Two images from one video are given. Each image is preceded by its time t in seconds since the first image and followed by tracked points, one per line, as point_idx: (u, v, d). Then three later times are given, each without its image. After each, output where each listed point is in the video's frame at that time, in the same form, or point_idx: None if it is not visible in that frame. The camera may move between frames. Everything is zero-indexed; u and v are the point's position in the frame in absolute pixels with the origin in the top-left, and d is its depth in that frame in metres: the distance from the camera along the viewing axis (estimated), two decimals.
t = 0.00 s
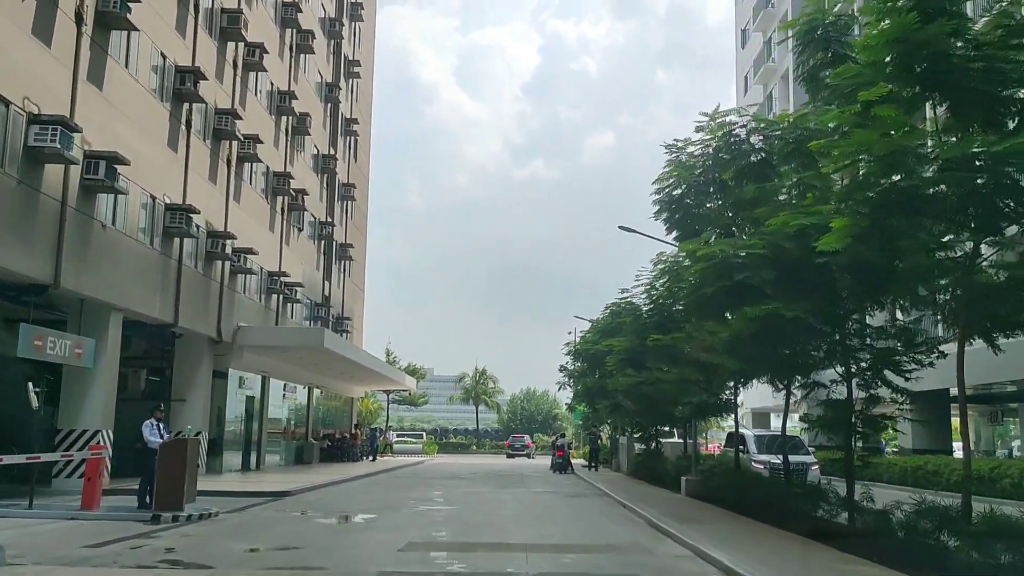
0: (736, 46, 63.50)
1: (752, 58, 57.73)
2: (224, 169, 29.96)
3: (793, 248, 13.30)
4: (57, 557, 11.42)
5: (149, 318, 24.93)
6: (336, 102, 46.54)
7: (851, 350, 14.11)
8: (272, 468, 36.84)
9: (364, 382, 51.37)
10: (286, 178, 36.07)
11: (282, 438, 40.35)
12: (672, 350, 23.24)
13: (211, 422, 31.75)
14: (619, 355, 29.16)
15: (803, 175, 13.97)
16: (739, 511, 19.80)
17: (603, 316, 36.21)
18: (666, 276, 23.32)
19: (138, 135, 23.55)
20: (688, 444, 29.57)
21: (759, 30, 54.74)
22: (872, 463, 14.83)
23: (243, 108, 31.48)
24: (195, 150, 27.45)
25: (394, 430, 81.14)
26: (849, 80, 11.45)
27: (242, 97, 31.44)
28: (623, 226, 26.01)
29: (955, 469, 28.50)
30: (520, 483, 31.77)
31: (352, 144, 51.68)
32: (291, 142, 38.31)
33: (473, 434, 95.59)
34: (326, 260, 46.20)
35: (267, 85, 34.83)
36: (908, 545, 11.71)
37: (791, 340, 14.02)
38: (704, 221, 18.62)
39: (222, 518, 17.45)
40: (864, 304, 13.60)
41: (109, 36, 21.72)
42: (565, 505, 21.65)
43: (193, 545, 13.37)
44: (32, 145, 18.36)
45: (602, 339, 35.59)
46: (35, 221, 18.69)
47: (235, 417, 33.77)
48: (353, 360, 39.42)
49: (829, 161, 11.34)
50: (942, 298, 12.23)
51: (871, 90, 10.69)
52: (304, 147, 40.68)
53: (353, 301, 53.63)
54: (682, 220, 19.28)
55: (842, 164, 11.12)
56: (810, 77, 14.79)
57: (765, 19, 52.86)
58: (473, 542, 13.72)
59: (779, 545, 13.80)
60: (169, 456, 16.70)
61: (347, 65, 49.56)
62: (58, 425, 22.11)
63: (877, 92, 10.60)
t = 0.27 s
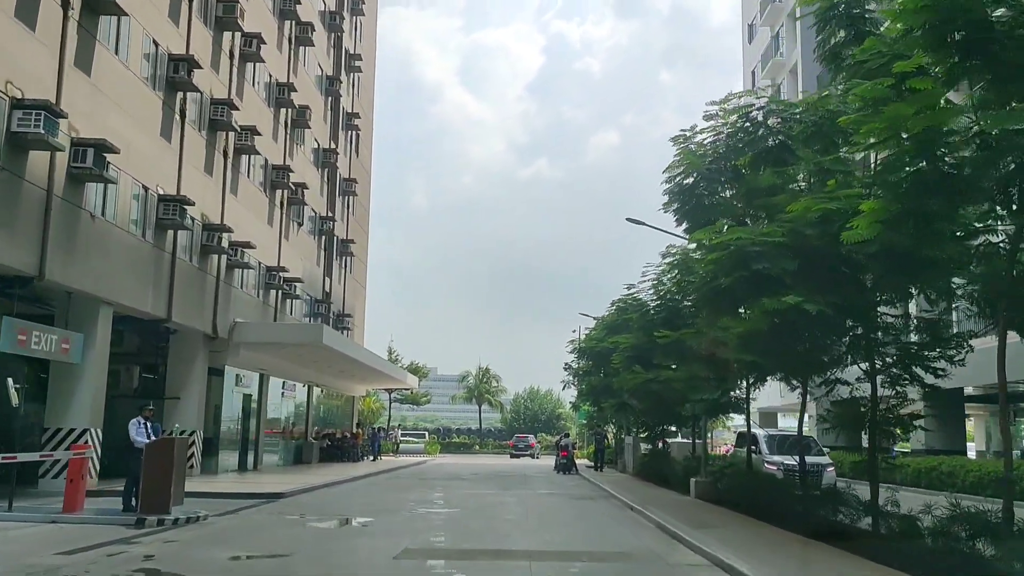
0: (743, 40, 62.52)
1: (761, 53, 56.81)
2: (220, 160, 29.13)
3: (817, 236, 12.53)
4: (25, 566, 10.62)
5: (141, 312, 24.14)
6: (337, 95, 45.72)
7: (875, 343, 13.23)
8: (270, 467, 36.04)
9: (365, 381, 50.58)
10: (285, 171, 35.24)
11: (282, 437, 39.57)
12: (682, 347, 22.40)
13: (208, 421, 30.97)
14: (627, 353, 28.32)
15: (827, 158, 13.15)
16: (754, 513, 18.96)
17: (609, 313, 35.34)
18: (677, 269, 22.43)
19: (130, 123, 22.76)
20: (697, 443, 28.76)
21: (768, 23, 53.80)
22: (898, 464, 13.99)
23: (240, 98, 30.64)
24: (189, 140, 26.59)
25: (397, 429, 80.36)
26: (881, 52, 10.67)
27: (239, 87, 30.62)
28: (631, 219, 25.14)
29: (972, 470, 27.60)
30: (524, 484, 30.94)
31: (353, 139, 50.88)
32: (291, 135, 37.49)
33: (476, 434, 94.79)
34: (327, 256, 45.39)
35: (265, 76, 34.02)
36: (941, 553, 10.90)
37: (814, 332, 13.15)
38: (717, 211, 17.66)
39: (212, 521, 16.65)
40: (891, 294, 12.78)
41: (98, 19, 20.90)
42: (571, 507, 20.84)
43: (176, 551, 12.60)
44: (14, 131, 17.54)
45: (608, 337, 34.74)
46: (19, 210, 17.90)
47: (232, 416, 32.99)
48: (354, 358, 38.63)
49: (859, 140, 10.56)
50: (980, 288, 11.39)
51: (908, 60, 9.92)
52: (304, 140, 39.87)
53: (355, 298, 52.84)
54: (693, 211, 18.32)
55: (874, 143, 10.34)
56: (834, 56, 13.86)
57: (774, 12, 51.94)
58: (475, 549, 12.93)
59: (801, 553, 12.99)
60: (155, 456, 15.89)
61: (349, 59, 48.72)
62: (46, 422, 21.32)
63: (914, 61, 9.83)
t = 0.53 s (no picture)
0: (750, 33, 61.59)
1: (767, 45, 55.91)
2: (212, 151, 28.24)
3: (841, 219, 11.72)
4: None
5: (128, 307, 23.27)
6: (335, 88, 44.84)
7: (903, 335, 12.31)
8: (266, 468, 35.18)
9: (364, 380, 49.72)
10: (282, 164, 34.37)
11: (278, 437, 38.74)
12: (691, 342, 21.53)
13: (200, 420, 30.12)
14: (633, 349, 27.43)
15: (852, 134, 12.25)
16: (767, 518, 18.06)
17: (613, 309, 34.44)
18: (687, 261, 21.48)
19: (116, 109, 21.90)
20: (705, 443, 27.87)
21: (775, 15, 52.90)
22: (926, 468, 13.12)
23: (234, 87, 29.75)
24: (180, 128, 25.71)
25: (397, 429, 79.51)
26: (916, 15, 9.84)
27: (234, 76, 29.74)
28: (637, 209, 24.18)
29: (988, 470, 26.67)
30: (526, 485, 30.05)
31: (352, 134, 50.01)
32: (288, 127, 36.62)
33: (478, 434, 93.95)
34: (325, 252, 44.55)
35: (261, 66, 33.14)
36: (980, 564, 10.00)
37: (838, 324, 12.23)
38: (731, 196, 16.72)
39: (197, 524, 15.77)
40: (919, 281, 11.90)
41: None
42: (575, 510, 20.01)
43: (153, 558, 11.73)
44: None
45: (612, 334, 33.84)
46: None
47: (226, 416, 32.16)
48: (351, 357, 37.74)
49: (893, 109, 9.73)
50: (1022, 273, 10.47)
51: (951, 20, 9.10)
52: (301, 133, 38.99)
53: (354, 296, 51.97)
54: (705, 197, 17.38)
55: (910, 112, 9.50)
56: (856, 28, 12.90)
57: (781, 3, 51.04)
58: (473, 556, 12.07)
59: (823, 562, 12.10)
60: (136, 456, 14.98)
61: (347, 51, 47.82)
62: (28, 421, 20.44)
63: (958, 22, 9.02)
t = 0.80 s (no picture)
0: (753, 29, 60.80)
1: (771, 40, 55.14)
2: (204, 143, 27.42)
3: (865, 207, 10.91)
4: None
5: (116, 304, 22.48)
6: (333, 83, 44.05)
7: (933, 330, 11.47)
8: (261, 470, 34.38)
9: (363, 380, 48.90)
10: (277, 159, 33.56)
11: (275, 437, 37.95)
12: (700, 339, 20.70)
13: (194, 420, 29.36)
14: (638, 347, 26.58)
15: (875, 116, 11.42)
16: (781, 523, 17.23)
17: (616, 307, 33.61)
18: (695, 257, 20.64)
19: (101, 99, 21.10)
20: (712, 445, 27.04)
21: (780, 9, 52.12)
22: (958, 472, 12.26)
23: (227, 78, 28.94)
24: (169, 119, 24.91)
25: (398, 430, 78.72)
26: None
27: (226, 67, 28.95)
28: (642, 201, 23.25)
29: (1004, 472, 25.82)
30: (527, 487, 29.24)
31: (351, 130, 49.23)
32: (283, 122, 35.83)
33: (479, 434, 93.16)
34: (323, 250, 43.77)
35: (255, 58, 32.35)
36: None
37: (861, 317, 11.40)
38: (744, 185, 15.81)
39: (180, 530, 14.97)
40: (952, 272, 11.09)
41: None
42: (580, 513, 19.22)
43: (126, 568, 10.93)
44: None
45: (616, 332, 33.02)
46: None
47: (221, 416, 31.40)
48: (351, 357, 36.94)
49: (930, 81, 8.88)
50: None
51: None
52: (298, 128, 38.19)
53: (353, 295, 51.16)
54: (716, 186, 16.44)
55: (951, 84, 8.68)
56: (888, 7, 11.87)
57: None
58: (470, 566, 11.25)
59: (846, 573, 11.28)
60: (112, 457, 14.14)
61: (345, 46, 47.04)
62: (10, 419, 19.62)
63: None
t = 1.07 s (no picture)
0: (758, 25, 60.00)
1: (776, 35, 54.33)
2: (196, 136, 26.62)
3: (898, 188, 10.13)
4: None
5: (103, 300, 21.68)
6: (331, 77, 43.27)
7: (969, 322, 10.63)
8: (257, 470, 33.57)
9: (362, 379, 48.11)
10: (273, 152, 32.74)
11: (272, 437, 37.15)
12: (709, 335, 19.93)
13: (187, 419, 28.57)
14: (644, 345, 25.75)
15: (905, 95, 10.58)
16: (796, 528, 16.40)
17: (621, 304, 32.83)
18: (705, 250, 19.84)
19: (87, 86, 20.32)
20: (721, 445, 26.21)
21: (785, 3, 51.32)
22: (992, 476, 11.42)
23: (220, 69, 28.13)
24: (160, 110, 24.11)
25: (399, 430, 77.92)
26: None
27: (220, 58, 28.15)
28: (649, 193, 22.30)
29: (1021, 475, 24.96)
30: (529, 489, 28.41)
31: (350, 126, 48.45)
32: (280, 116, 35.00)
33: (481, 434, 92.35)
34: (321, 247, 42.98)
35: (250, 49, 31.56)
36: None
37: (890, 307, 10.58)
38: (758, 172, 14.94)
39: (162, 535, 14.17)
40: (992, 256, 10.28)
41: None
42: (585, 516, 18.42)
43: None
44: None
45: (620, 330, 32.20)
46: None
47: (215, 415, 30.62)
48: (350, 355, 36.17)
49: (977, 46, 8.06)
50: None
51: None
52: (295, 122, 37.39)
53: (352, 293, 50.35)
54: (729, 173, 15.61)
55: (1000, 50, 7.86)
56: None
57: None
58: None
59: None
60: (86, 454, 13.42)
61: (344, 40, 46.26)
62: None
63: None
